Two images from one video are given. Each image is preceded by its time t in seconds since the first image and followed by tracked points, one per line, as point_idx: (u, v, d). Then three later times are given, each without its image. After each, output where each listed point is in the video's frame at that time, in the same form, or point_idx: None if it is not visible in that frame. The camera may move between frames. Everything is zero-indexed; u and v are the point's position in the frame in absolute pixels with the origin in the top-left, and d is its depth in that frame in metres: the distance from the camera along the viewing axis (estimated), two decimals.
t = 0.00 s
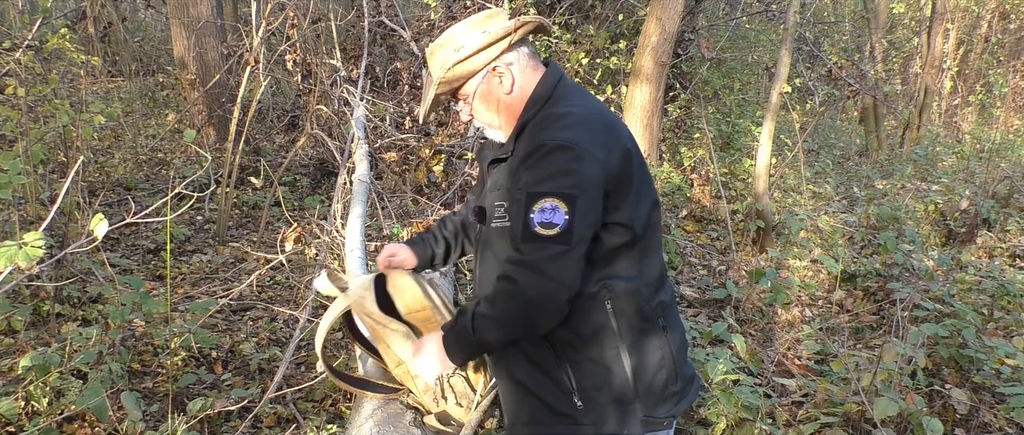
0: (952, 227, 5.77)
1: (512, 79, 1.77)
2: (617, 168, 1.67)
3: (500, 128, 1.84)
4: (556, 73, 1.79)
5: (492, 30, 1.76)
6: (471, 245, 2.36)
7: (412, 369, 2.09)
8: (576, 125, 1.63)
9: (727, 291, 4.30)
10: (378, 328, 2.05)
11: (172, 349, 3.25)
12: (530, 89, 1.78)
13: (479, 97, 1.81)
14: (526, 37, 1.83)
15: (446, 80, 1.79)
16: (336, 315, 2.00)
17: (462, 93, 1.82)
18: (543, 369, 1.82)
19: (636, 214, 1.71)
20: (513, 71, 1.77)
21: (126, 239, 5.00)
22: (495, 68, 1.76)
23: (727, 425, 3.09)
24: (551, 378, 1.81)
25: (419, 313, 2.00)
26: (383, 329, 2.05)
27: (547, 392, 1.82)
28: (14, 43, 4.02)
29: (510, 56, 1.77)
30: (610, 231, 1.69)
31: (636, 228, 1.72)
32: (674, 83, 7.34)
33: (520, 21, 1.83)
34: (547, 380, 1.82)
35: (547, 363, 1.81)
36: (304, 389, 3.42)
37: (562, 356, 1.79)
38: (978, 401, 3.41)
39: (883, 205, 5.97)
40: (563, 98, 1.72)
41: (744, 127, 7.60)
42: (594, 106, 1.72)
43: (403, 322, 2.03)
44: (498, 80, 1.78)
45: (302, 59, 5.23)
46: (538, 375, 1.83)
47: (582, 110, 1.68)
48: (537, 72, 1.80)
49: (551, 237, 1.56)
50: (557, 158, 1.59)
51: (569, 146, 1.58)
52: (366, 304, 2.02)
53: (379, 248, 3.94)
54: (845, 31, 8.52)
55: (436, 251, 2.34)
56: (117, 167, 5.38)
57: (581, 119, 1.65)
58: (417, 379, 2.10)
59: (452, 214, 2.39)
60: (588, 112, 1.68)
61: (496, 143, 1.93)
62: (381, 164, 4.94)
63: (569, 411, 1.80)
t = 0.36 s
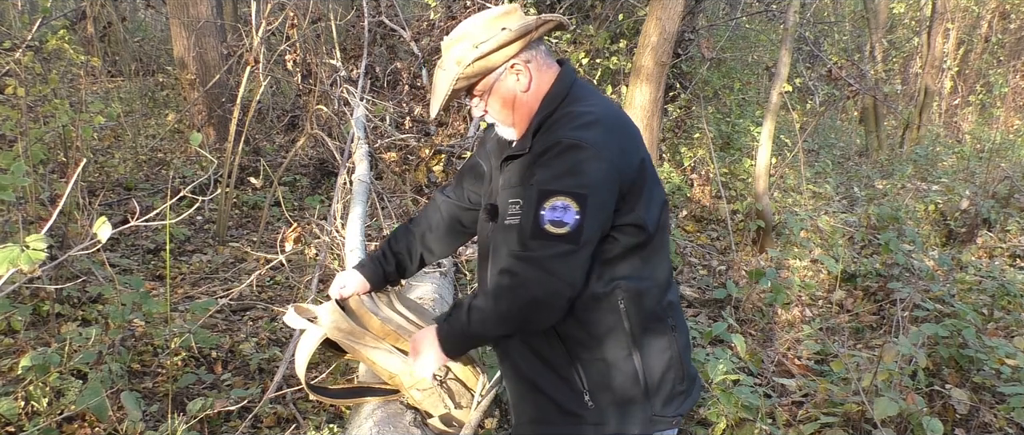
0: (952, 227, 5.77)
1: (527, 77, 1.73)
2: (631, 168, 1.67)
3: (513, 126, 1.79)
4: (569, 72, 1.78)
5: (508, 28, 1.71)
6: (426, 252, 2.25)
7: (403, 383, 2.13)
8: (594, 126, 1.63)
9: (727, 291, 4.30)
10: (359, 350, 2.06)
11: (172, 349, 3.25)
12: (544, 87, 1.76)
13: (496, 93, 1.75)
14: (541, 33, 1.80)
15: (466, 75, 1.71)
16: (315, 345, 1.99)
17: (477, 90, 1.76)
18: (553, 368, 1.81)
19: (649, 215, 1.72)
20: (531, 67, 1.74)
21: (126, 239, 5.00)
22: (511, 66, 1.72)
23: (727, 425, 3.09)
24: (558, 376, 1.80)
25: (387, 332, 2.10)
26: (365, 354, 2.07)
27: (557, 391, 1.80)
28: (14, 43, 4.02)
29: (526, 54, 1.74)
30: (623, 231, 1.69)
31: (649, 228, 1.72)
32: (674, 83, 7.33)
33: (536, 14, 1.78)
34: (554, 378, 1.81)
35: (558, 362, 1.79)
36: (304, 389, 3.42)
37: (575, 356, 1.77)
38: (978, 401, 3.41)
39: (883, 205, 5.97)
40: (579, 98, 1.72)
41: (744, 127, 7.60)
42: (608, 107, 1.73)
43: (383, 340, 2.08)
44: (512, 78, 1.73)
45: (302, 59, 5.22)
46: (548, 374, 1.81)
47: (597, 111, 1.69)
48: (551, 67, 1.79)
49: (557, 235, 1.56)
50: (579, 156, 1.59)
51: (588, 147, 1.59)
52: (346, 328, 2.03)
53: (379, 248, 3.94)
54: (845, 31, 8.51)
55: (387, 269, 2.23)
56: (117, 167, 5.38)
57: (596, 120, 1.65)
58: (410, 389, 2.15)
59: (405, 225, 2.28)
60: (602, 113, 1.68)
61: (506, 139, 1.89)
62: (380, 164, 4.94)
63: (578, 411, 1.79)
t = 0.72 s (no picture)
0: (952, 227, 5.77)
1: (533, 73, 1.72)
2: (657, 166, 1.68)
3: (518, 121, 1.77)
4: (579, 70, 1.77)
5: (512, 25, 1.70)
6: (448, 238, 2.30)
7: (407, 379, 2.15)
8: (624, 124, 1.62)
9: (727, 291, 4.30)
10: (366, 344, 2.05)
11: (172, 349, 3.25)
12: (552, 84, 1.74)
13: (500, 89, 1.74)
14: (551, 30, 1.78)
15: (471, 70, 1.72)
16: (325, 334, 2.00)
17: (483, 85, 1.76)
18: (556, 366, 1.78)
19: (668, 211, 1.74)
20: (536, 62, 1.73)
21: (126, 239, 5.00)
22: (515, 63, 1.71)
23: (727, 425, 3.09)
24: (564, 375, 1.77)
25: (397, 326, 2.09)
26: (373, 348, 2.07)
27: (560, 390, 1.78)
28: (13, 43, 4.02)
29: (531, 52, 1.72)
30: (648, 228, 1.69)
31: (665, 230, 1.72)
32: (674, 83, 7.33)
33: (544, 11, 1.77)
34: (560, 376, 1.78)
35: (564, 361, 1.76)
36: (304, 389, 3.42)
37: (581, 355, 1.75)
38: (978, 401, 3.41)
39: (883, 205, 5.98)
40: (603, 96, 1.71)
41: (744, 127, 7.60)
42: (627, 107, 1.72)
43: (392, 336, 2.07)
44: (517, 75, 1.72)
45: (302, 59, 5.22)
46: (552, 371, 1.79)
47: (620, 109, 1.68)
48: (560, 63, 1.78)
49: (637, 237, 1.52)
50: (616, 151, 1.56)
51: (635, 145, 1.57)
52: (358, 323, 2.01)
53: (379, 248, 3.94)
54: (845, 31, 8.51)
55: (415, 247, 2.28)
56: (116, 167, 5.38)
57: (628, 118, 1.65)
58: (412, 387, 2.17)
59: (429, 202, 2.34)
60: (628, 111, 1.69)
61: (510, 134, 1.89)
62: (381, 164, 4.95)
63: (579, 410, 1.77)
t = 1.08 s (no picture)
0: (952, 227, 5.77)
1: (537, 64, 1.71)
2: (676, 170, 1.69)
3: (529, 113, 1.74)
4: (588, 70, 1.78)
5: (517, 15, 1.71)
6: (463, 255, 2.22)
7: (410, 376, 2.20)
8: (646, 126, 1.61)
9: (727, 291, 4.31)
10: (370, 341, 2.13)
11: (172, 349, 3.25)
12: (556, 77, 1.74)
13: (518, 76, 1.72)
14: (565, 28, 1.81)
15: (494, 52, 1.70)
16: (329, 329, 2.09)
17: (498, 72, 1.73)
18: (568, 364, 1.77)
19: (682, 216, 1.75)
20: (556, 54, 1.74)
21: (126, 239, 5.00)
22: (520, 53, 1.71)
23: (727, 425, 3.08)
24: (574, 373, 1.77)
25: (401, 326, 2.14)
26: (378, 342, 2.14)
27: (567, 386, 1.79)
28: (13, 43, 4.02)
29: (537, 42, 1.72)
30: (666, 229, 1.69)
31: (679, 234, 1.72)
32: (674, 83, 7.33)
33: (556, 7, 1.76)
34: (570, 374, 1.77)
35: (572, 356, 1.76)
36: (304, 389, 3.42)
37: (591, 353, 1.74)
38: (978, 401, 3.41)
39: (883, 205, 5.98)
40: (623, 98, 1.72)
41: (744, 127, 7.60)
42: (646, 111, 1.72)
43: (395, 335, 2.13)
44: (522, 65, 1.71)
45: (302, 59, 5.23)
46: (560, 367, 1.78)
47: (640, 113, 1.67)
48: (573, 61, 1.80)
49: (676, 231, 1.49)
50: (639, 150, 1.55)
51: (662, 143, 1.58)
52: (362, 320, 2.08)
53: (379, 248, 3.94)
54: (845, 31, 8.51)
55: (427, 264, 2.20)
56: (117, 167, 5.38)
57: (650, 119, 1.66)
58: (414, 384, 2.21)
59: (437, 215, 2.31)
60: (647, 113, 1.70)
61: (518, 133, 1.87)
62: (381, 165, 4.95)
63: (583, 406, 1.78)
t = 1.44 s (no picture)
0: (952, 227, 5.77)
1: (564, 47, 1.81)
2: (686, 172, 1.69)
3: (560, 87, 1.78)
4: (604, 74, 1.79)
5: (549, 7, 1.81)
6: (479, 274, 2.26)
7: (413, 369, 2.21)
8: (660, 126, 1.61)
9: (727, 291, 4.31)
10: (381, 335, 2.22)
11: (172, 349, 3.25)
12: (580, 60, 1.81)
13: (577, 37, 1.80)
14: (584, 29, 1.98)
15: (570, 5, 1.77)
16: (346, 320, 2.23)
17: (559, 28, 1.78)
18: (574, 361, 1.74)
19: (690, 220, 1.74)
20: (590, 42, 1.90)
21: (126, 239, 5.00)
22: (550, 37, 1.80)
23: (727, 425, 3.08)
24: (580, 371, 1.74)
25: (409, 324, 2.20)
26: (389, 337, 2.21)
27: (573, 381, 1.76)
28: (13, 43, 4.02)
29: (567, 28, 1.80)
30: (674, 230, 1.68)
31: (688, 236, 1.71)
32: (674, 83, 7.32)
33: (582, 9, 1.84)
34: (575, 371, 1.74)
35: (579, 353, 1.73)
36: (304, 389, 3.42)
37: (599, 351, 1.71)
38: (978, 401, 3.41)
39: (884, 205, 5.98)
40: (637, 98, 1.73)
41: (744, 127, 7.60)
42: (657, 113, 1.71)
43: (403, 332, 2.20)
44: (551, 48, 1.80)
45: (302, 59, 5.23)
46: (566, 363, 1.75)
47: (653, 114, 1.66)
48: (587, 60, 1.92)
49: (684, 227, 1.50)
50: (653, 147, 1.56)
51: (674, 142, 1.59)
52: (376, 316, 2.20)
53: (379, 248, 3.94)
54: (845, 31, 8.51)
55: (442, 283, 2.26)
56: (116, 167, 5.38)
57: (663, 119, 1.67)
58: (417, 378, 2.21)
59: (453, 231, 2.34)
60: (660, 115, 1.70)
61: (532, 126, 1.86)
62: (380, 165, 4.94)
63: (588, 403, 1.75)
